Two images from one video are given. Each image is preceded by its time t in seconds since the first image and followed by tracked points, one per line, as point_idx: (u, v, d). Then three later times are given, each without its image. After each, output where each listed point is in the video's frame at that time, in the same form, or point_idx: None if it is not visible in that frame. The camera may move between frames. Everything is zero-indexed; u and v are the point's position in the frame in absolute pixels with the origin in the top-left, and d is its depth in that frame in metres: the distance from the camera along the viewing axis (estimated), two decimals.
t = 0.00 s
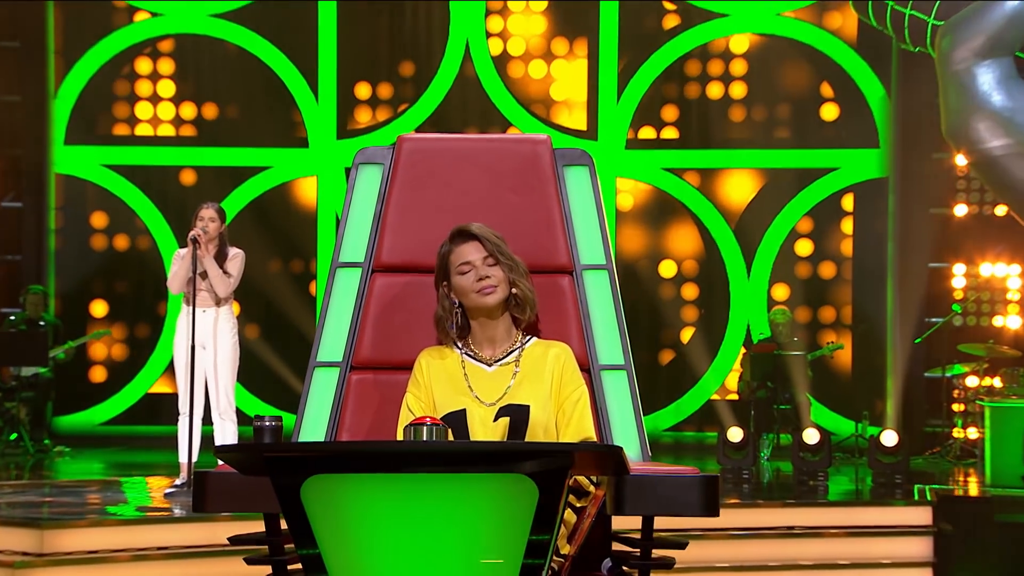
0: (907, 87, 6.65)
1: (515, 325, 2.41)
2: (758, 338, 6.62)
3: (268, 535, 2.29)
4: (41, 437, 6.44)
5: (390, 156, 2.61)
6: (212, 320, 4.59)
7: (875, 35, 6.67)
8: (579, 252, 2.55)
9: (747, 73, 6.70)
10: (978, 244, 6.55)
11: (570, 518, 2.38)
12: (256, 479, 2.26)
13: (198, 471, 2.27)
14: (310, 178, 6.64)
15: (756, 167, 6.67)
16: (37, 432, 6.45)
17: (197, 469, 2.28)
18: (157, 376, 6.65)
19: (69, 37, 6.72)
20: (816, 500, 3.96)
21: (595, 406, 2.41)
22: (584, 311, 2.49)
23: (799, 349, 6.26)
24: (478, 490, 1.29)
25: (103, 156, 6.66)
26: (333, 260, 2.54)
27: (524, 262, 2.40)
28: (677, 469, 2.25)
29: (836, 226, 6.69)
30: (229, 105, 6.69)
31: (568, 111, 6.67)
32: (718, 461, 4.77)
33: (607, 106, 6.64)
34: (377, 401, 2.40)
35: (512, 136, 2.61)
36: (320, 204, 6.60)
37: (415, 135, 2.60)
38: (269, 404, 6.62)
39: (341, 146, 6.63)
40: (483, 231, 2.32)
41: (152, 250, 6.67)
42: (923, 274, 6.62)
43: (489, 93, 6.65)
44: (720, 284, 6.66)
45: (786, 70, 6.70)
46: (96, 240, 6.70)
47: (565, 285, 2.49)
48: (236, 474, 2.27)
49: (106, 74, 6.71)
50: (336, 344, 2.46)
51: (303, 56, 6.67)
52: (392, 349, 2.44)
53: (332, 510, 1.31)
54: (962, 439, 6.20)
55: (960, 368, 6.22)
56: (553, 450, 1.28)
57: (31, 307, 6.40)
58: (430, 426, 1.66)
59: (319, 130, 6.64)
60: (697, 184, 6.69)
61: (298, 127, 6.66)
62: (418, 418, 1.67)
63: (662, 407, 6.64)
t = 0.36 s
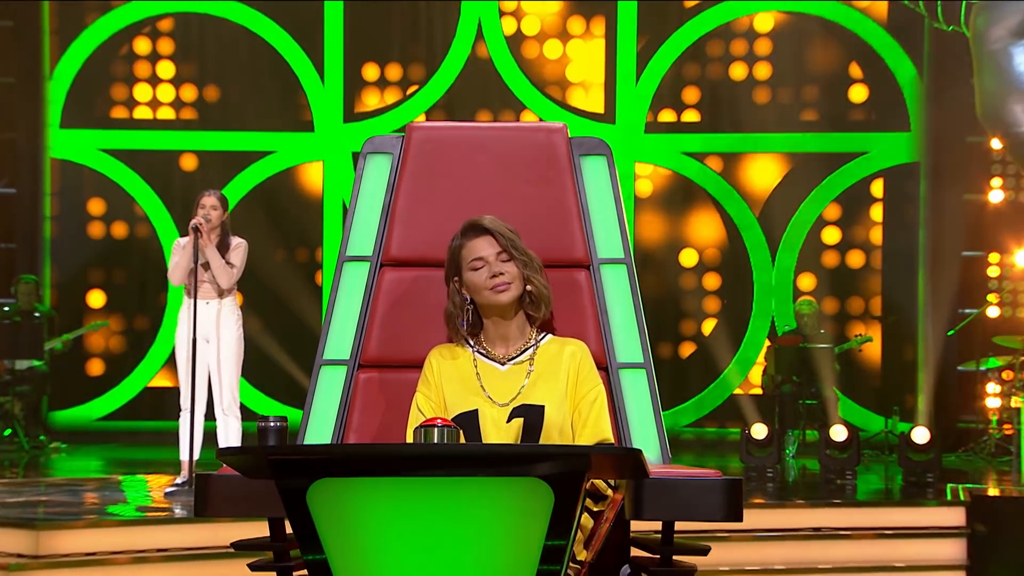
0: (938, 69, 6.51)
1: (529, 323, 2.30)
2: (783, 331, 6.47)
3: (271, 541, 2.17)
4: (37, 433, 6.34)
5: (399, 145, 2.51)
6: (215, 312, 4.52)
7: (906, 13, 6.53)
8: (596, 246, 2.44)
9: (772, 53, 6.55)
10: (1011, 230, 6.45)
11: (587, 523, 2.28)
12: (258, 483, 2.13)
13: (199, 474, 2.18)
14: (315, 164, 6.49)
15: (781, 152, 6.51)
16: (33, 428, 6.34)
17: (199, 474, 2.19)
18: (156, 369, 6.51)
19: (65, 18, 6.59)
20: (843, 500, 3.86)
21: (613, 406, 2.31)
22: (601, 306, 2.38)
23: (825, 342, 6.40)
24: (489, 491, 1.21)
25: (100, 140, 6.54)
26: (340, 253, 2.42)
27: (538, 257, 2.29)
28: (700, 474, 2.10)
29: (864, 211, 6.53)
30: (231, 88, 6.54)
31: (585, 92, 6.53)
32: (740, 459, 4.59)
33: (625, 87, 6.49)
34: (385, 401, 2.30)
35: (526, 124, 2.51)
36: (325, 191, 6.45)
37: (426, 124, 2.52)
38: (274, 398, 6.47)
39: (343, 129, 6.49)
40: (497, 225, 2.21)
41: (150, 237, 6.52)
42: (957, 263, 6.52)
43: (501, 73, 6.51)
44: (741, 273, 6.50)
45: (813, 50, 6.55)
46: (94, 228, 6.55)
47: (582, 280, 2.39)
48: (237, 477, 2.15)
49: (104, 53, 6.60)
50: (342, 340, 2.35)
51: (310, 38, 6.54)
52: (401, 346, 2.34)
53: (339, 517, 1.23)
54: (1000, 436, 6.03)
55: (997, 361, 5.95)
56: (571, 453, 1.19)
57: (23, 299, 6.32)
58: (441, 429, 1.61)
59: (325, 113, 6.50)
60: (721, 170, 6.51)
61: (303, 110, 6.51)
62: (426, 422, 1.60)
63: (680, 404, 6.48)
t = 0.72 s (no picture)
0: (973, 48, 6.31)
1: (544, 320, 2.20)
2: (809, 323, 6.33)
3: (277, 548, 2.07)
4: (31, 430, 6.20)
5: (409, 135, 2.42)
6: (215, 305, 4.44)
7: None
8: (614, 239, 2.34)
9: (797, 33, 6.38)
10: None
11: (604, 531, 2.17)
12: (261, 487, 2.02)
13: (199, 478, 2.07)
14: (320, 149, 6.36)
15: (805, 136, 6.35)
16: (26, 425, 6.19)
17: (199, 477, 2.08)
18: (155, 363, 6.35)
19: None
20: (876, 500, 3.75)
21: (630, 407, 2.21)
22: (619, 303, 2.28)
23: (853, 336, 6.28)
24: (499, 498, 1.13)
25: (96, 125, 6.37)
26: (346, 248, 2.33)
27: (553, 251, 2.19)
28: (722, 477, 1.97)
29: (895, 200, 6.36)
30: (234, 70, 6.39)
31: (601, 73, 6.38)
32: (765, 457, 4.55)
33: (644, 69, 6.37)
34: (393, 403, 2.20)
35: (540, 113, 2.42)
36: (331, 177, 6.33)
37: (436, 113, 2.42)
38: (279, 394, 6.31)
39: (348, 112, 6.37)
40: (509, 217, 2.11)
41: (149, 226, 6.38)
42: (992, 253, 6.24)
43: (515, 55, 6.36)
44: (764, 259, 6.37)
45: (841, 30, 6.38)
46: (89, 216, 6.38)
47: (599, 276, 2.28)
48: (239, 481, 2.04)
49: (100, 34, 6.42)
50: (349, 339, 2.26)
51: (316, 20, 6.40)
52: (410, 344, 2.24)
53: (347, 539, 1.17)
54: None
55: None
56: (582, 456, 1.11)
57: (15, 291, 6.09)
58: (452, 430, 1.51)
59: (331, 96, 6.37)
60: (743, 155, 6.35)
61: (307, 94, 6.37)
62: (435, 423, 1.50)
63: (698, 400, 6.32)
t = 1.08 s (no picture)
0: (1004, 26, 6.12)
1: (557, 316, 2.11)
2: (834, 314, 6.16)
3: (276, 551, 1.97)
4: (23, 425, 6.12)
5: (417, 123, 2.33)
6: (214, 295, 4.37)
7: None
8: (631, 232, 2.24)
9: (822, 12, 6.24)
10: None
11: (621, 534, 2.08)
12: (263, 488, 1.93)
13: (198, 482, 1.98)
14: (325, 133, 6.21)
15: (831, 119, 6.19)
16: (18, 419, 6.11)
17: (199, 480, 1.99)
18: (152, 356, 6.22)
19: None
20: (902, 500, 3.65)
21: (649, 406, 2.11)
22: (636, 297, 2.18)
23: (880, 328, 6.09)
24: (524, 502, 1.12)
25: (90, 108, 6.23)
26: (352, 241, 2.23)
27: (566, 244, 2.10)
28: (741, 479, 1.83)
29: (924, 185, 6.15)
30: (235, 52, 6.26)
31: (616, 54, 6.22)
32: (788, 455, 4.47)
33: (662, 50, 6.21)
34: (400, 402, 2.11)
35: (554, 100, 2.31)
36: (336, 161, 6.20)
37: (445, 100, 2.33)
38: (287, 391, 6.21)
39: (354, 94, 6.21)
40: (520, 208, 2.02)
41: (146, 215, 6.26)
42: None
43: (528, 35, 6.22)
44: (787, 246, 6.21)
45: (866, 9, 6.21)
46: (84, 203, 6.27)
47: (614, 269, 2.18)
48: (239, 484, 1.95)
49: (96, 13, 6.28)
50: (355, 336, 2.16)
51: None
52: (418, 341, 2.15)
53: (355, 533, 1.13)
54: None
55: None
56: (603, 458, 1.11)
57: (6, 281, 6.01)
58: (461, 432, 1.47)
59: (335, 78, 6.22)
60: (766, 140, 6.19)
61: (313, 76, 6.23)
62: (445, 423, 1.46)
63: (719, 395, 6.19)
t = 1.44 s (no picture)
0: None
1: (570, 316, 2.01)
2: (862, 307, 5.79)
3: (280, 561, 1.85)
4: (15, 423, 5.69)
5: (424, 113, 2.23)
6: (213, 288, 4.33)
7: None
8: (648, 226, 2.14)
9: None
10: None
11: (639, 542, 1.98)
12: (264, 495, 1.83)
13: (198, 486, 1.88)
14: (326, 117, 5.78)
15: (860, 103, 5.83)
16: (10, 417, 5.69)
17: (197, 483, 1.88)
18: (147, 351, 5.75)
19: None
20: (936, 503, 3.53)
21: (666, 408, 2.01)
22: (654, 295, 2.08)
23: (911, 321, 5.80)
24: (540, 515, 1.11)
25: (82, 90, 5.76)
26: (356, 236, 2.14)
27: (581, 242, 2.00)
28: (766, 486, 1.75)
29: (957, 172, 5.79)
30: (232, 32, 5.84)
31: (634, 36, 5.83)
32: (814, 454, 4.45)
33: (681, 32, 5.82)
34: (408, 404, 2.02)
35: (568, 88, 2.22)
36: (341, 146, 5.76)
37: (453, 89, 2.24)
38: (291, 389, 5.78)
39: (359, 77, 5.79)
40: (532, 206, 1.93)
41: (141, 202, 5.79)
42: None
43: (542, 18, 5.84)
44: (814, 239, 5.82)
45: None
46: (75, 189, 5.77)
47: (631, 266, 2.08)
48: (240, 488, 1.85)
49: None
50: (360, 336, 2.07)
51: None
52: (426, 341, 2.06)
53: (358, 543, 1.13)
54: None
55: None
56: (616, 465, 1.09)
57: None
58: (472, 437, 1.47)
59: (339, 61, 5.81)
60: (790, 124, 5.82)
61: (314, 58, 5.81)
62: (455, 430, 1.47)
63: (742, 392, 5.80)
